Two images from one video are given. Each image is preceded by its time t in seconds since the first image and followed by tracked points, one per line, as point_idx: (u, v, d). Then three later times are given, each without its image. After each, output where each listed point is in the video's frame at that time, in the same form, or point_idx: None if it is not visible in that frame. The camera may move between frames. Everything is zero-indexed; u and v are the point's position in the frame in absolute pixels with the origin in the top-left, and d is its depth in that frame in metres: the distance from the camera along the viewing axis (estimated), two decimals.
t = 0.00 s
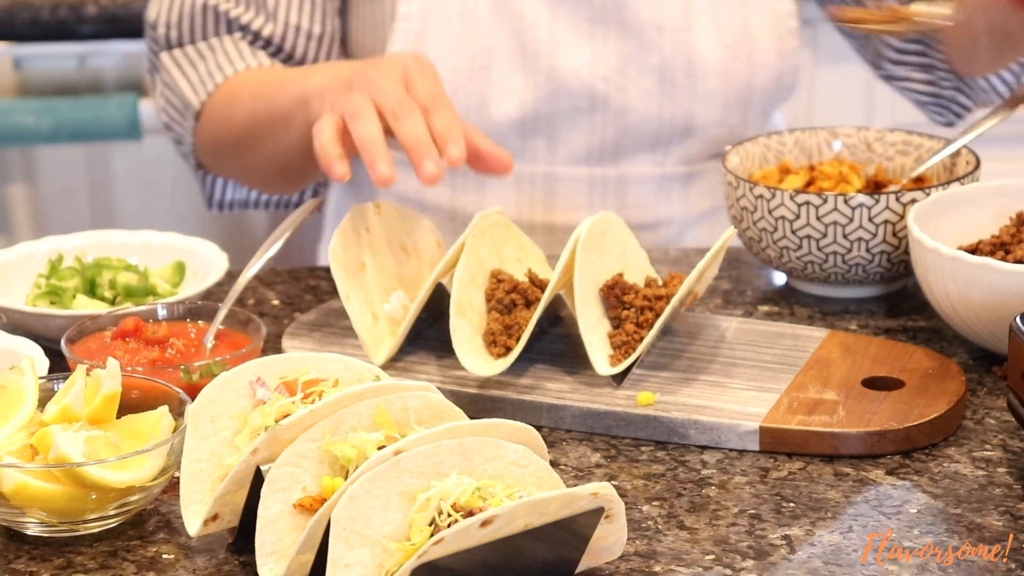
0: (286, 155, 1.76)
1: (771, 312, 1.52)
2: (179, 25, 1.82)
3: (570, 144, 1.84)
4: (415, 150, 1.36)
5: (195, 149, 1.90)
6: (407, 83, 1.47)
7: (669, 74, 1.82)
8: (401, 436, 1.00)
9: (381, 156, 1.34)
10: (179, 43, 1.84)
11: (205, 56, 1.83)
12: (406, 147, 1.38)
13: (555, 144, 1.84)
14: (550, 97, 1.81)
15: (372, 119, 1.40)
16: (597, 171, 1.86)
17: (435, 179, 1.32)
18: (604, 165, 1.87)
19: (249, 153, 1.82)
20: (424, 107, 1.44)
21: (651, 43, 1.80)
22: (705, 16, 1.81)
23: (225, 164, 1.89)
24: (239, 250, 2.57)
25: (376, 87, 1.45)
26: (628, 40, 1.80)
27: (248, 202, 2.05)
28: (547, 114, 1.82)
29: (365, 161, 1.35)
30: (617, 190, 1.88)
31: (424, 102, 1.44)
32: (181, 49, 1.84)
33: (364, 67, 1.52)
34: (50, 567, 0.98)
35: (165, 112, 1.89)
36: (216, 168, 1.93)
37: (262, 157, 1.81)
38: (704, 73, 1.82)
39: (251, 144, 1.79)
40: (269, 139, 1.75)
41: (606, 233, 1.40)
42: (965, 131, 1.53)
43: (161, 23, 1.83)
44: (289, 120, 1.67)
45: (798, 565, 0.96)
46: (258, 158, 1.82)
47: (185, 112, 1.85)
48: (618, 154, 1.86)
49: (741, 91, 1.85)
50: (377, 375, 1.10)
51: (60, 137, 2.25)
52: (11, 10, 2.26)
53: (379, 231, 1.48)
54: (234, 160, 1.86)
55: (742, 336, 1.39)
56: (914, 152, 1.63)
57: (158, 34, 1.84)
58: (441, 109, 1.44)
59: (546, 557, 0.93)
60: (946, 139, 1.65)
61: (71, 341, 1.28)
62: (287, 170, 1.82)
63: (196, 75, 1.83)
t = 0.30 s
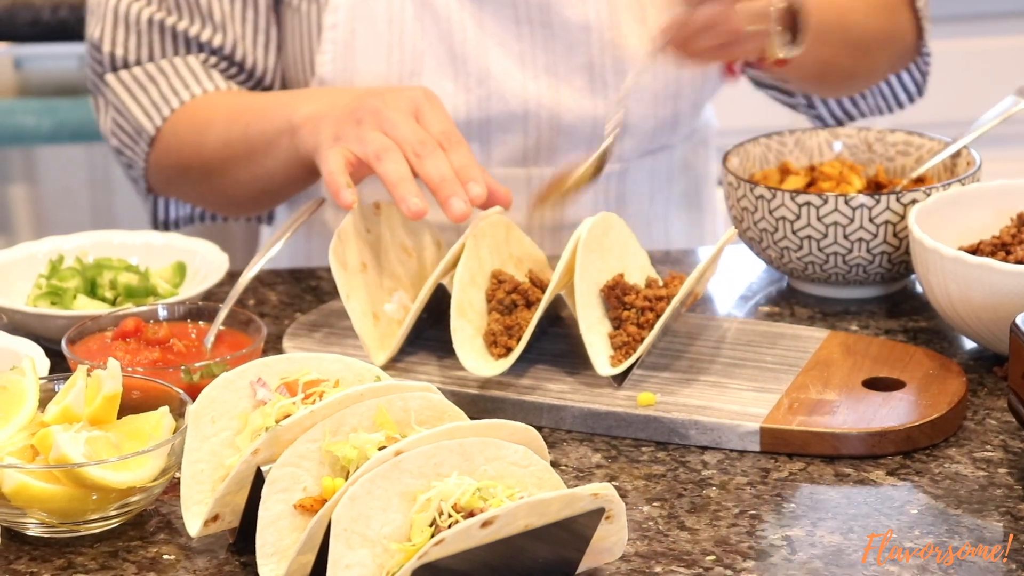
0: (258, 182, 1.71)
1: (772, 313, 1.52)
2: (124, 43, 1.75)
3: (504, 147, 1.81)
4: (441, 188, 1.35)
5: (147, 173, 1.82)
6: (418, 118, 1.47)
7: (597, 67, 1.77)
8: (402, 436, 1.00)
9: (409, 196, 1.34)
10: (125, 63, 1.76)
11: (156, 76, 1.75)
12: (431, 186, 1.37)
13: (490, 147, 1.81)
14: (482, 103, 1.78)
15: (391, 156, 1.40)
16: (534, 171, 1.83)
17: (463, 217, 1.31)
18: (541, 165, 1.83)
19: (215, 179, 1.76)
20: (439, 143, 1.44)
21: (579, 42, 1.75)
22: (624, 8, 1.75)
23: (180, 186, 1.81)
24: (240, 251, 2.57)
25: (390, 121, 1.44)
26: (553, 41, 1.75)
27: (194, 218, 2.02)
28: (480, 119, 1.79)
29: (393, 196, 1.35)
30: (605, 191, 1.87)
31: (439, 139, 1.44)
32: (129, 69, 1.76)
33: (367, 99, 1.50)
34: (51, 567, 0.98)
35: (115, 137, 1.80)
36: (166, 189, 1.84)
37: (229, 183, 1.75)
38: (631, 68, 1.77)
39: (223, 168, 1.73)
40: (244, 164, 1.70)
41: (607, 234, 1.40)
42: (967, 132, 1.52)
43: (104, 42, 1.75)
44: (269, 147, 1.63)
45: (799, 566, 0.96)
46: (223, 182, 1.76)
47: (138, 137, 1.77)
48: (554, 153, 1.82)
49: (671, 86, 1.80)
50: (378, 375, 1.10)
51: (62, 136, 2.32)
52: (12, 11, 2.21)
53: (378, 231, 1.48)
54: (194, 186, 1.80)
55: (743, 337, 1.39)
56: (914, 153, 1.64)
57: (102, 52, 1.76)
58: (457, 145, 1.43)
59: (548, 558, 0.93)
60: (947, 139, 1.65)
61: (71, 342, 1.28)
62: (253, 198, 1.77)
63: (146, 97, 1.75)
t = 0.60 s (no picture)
0: (240, 188, 1.71)
1: (772, 313, 1.52)
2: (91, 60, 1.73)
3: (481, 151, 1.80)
4: (429, 170, 1.35)
5: (120, 186, 1.80)
6: (403, 102, 1.46)
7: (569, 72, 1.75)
8: (403, 436, 1.00)
9: (400, 179, 1.34)
10: (91, 79, 1.74)
11: (125, 90, 1.74)
12: (420, 169, 1.37)
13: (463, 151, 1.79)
14: (457, 108, 1.77)
15: (380, 142, 1.38)
16: (511, 175, 1.82)
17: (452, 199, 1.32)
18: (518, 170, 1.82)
19: (196, 185, 1.76)
20: (426, 126, 1.43)
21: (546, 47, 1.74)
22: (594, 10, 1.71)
23: (157, 196, 1.80)
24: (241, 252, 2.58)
25: (375, 106, 1.43)
26: (524, 45, 1.75)
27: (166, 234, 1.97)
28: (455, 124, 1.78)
29: (386, 182, 1.35)
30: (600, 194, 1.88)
31: (425, 121, 1.43)
32: (94, 85, 1.74)
33: (350, 90, 1.49)
34: (52, 567, 0.98)
35: (83, 153, 1.78)
36: (140, 200, 1.83)
37: (210, 189, 1.75)
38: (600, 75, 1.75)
39: (203, 177, 1.73)
40: (225, 173, 1.70)
41: (607, 234, 1.40)
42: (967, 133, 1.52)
43: (70, 59, 1.74)
44: (251, 152, 1.63)
45: (799, 566, 0.96)
46: (203, 188, 1.76)
47: (109, 153, 1.75)
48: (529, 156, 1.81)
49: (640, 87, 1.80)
50: (378, 375, 1.10)
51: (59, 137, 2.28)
52: (13, 10, 2.26)
53: (378, 231, 1.48)
54: (174, 195, 1.79)
55: (743, 337, 1.39)
56: (915, 153, 1.64)
57: (68, 69, 1.75)
58: (445, 126, 1.43)
59: (549, 558, 0.93)
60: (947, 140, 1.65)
61: (72, 342, 1.28)
62: (232, 203, 1.76)
63: (115, 113, 1.73)
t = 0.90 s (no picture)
0: (250, 170, 1.71)
1: (773, 313, 1.52)
2: (101, 59, 1.75)
3: (505, 153, 1.75)
4: (412, 126, 1.33)
5: (137, 178, 1.82)
6: (392, 63, 1.44)
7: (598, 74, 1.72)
8: (404, 436, 1.00)
9: (383, 136, 1.32)
10: (104, 76, 1.76)
11: (135, 85, 1.75)
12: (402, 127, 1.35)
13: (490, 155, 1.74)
14: (483, 110, 1.72)
15: (362, 99, 1.36)
16: (536, 180, 1.77)
17: (434, 153, 1.30)
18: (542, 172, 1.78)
19: (208, 171, 1.77)
20: (414, 84, 1.41)
21: (577, 48, 1.70)
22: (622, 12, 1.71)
23: (171, 186, 1.82)
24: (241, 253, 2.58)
25: (363, 68, 1.41)
26: (552, 46, 1.70)
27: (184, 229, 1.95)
28: (480, 125, 1.73)
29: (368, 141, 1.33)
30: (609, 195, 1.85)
31: (413, 79, 1.41)
32: (106, 81, 1.76)
33: (341, 58, 1.48)
34: (53, 567, 0.98)
35: (97, 148, 1.80)
36: (158, 193, 1.85)
37: (221, 173, 1.76)
38: (634, 74, 1.73)
39: (213, 160, 1.74)
40: (232, 153, 1.71)
41: (608, 233, 1.40)
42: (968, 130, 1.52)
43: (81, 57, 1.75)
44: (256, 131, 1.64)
45: (800, 566, 0.96)
46: (215, 174, 1.77)
47: (121, 146, 1.78)
48: (556, 160, 1.76)
49: (672, 89, 1.76)
50: (379, 375, 1.10)
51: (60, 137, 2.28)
52: (13, 10, 2.23)
53: (379, 231, 1.48)
54: (187, 183, 1.80)
55: (744, 337, 1.39)
56: (916, 152, 1.63)
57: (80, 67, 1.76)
58: (433, 83, 1.41)
59: (549, 558, 0.93)
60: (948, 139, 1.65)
61: (73, 342, 1.28)
62: (244, 188, 1.77)
63: (126, 108, 1.75)
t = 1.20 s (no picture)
0: (332, 150, 1.74)
1: (773, 313, 1.52)
2: (180, 49, 1.73)
3: (574, 158, 1.77)
4: (507, 74, 1.31)
5: (213, 169, 1.83)
6: (480, 15, 1.41)
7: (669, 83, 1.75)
8: (403, 437, 1.00)
9: (480, 83, 1.31)
10: (181, 65, 1.75)
11: (214, 73, 1.75)
12: (497, 75, 1.33)
13: (559, 157, 1.76)
14: (553, 115, 1.73)
15: (456, 50, 1.35)
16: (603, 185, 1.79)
17: (531, 100, 1.28)
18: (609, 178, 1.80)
19: (286, 155, 1.79)
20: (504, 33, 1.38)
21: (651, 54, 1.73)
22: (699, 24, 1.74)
23: (247, 175, 1.84)
24: (237, 253, 2.58)
25: (451, 23, 1.39)
26: (627, 54, 1.73)
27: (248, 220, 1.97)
28: (551, 130, 1.74)
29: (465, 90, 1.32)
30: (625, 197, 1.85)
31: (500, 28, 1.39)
32: (184, 69, 1.75)
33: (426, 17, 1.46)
34: (52, 568, 0.98)
35: (173, 136, 1.79)
36: (231, 184, 1.86)
37: (300, 156, 1.78)
38: (705, 83, 1.75)
39: (293, 142, 1.76)
40: (313, 133, 1.74)
41: (607, 234, 1.40)
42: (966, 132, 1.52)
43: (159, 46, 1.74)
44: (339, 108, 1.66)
45: (800, 566, 0.96)
46: (293, 157, 1.79)
47: (200, 133, 1.77)
48: (624, 165, 1.79)
49: (744, 99, 1.79)
50: (378, 376, 1.10)
51: (63, 136, 2.32)
52: (14, 10, 2.22)
53: (378, 232, 1.48)
54: (263, 169, 1.82)
55: (743, 337, 1.39)
56: (915, 153, 1.64)
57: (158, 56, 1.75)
58: (522, 31, 1.38)
59: (548, 558, 0.93)
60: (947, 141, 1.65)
61: (72, 342, 1.28)
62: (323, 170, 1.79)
63: (206, 95, 1.75)
